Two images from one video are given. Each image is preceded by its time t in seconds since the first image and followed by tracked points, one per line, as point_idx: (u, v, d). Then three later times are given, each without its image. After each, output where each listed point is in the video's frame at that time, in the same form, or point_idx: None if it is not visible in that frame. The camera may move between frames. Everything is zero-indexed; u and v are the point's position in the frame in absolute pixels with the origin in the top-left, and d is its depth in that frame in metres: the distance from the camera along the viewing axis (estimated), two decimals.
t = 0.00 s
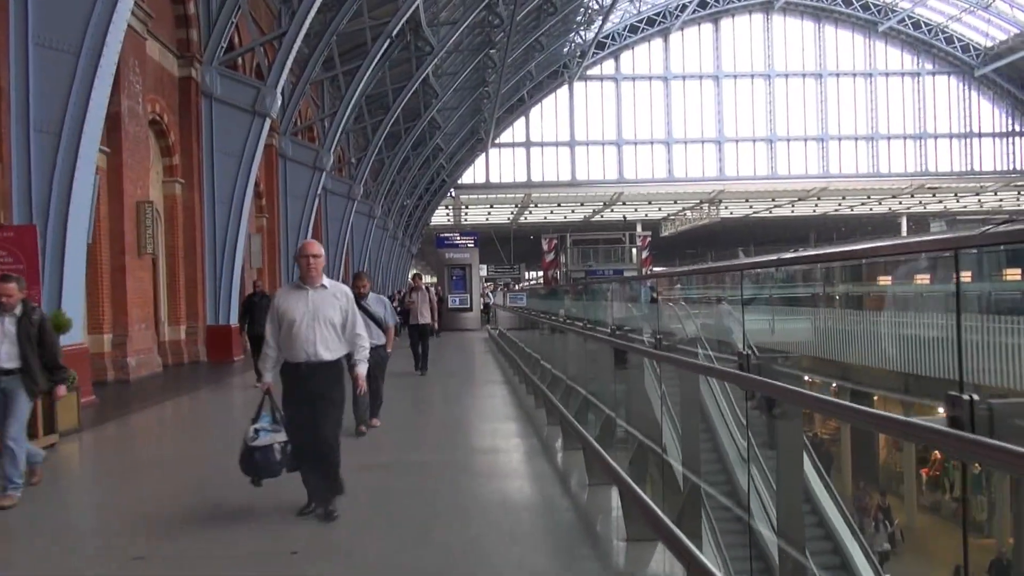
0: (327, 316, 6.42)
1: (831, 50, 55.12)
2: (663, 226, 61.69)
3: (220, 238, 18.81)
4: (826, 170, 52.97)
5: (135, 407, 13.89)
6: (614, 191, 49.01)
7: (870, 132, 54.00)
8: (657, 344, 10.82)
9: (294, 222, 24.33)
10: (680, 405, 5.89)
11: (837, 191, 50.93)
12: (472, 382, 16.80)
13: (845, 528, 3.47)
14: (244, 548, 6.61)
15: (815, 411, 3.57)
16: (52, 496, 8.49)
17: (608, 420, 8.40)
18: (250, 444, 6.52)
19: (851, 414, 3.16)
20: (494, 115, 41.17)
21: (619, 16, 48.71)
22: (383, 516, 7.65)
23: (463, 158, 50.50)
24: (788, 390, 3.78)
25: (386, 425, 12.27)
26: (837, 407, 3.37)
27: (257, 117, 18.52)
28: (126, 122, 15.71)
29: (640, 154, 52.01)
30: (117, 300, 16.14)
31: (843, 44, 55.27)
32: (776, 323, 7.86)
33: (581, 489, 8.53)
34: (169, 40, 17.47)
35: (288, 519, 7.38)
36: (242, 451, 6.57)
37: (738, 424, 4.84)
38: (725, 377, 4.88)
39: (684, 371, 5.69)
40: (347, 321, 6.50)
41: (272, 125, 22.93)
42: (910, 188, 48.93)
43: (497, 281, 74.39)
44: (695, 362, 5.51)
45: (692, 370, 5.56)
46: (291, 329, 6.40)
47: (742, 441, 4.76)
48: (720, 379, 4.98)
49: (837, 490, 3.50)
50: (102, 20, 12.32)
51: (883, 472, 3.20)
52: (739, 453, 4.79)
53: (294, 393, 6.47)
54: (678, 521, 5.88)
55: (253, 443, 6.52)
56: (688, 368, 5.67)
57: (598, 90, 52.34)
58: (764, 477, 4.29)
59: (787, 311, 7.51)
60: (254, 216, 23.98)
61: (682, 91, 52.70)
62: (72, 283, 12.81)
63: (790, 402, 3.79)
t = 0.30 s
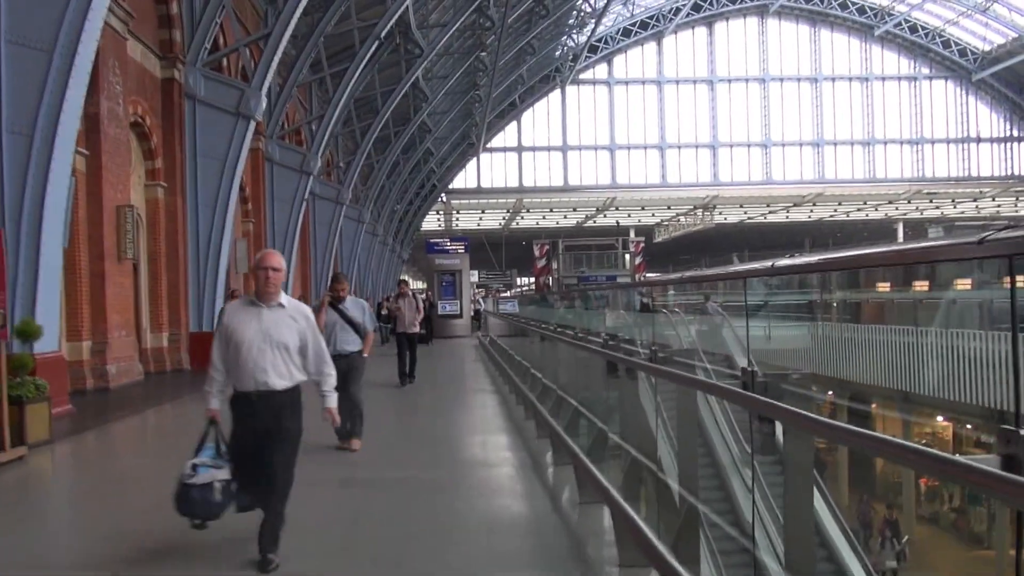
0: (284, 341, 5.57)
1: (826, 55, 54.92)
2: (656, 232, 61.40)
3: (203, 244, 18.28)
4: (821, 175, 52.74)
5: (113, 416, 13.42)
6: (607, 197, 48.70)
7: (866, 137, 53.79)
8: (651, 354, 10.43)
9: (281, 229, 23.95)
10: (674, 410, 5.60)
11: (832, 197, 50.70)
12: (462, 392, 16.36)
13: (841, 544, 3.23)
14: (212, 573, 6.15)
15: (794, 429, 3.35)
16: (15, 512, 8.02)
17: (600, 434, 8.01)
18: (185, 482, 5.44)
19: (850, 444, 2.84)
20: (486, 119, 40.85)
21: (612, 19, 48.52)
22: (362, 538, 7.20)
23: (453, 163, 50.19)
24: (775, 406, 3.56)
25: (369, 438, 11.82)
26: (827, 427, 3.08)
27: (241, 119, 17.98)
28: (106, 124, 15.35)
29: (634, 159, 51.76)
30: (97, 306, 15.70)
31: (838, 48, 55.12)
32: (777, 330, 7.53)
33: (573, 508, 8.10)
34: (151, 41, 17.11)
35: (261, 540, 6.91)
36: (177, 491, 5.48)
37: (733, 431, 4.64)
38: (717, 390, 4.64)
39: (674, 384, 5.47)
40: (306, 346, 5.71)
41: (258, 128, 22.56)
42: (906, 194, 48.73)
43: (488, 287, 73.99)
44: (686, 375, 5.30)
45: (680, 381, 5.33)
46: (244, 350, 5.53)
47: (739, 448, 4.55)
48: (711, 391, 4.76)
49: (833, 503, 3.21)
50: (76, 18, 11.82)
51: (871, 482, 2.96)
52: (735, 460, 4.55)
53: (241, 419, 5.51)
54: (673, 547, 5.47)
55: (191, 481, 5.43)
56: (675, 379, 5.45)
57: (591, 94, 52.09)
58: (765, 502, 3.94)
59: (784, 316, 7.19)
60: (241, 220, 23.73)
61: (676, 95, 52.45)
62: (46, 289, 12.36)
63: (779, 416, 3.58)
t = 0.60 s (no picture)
0: (219, 348, 4.74)
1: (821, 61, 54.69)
2: (650, 239, 61.07)
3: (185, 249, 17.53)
4: (817, 182, 52.47)
5: (88, 426, 12.94)
6: (600, 203, 48.35)
7: (862, 144, 53.53)
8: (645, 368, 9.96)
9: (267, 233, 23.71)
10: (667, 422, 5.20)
11: (829, 204, 50.46)
12: (450, 403, 15.88)
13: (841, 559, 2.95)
14: None
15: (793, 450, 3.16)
16: None
17: (591, 449, 7.60)
18: (97, 520, 4.55)
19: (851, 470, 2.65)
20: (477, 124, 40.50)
21: (604, 23, 48.35)
22: (337, 561, 6.72)
23: (444, 168, 49.84)
24: (769, 426, 3.36)
25: (352, 453, 11.33)
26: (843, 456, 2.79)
27: (224, 121, 17.42)
28: (83, 125, 14.93)
29: (626, 165, 51.52)
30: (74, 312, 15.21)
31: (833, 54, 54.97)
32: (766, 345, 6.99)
33: (563, 530, 7.64)
34: (131, 42, 16.75)
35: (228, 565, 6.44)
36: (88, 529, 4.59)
37: (724, 439, 4.33)
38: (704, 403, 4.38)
39: (657, 395, 5.27)
40: (248, 352, 4.79)
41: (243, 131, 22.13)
42: (902, 201, 48.46)
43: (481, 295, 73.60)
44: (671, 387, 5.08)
45: (667, 396, 5.09)
46: (166, 359, 4.72)
47: (728, 454, 4.30)
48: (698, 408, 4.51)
49: (834, 518, 2.97)
50: (48, 14, 11.32)
51: (869, 491, 2.71)
52: (726, 466, 4.27)
53: (166, 442, 4.68)
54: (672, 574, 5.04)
55: (103, 518, 4.54)
56: (659, 390, 5.25)
57: (583, 99, 51.85)
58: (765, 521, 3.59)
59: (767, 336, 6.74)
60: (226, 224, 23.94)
61: (669, 100, 52.20)
62: (17, 295, 11.90)
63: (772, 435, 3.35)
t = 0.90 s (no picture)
0: (130, 364, 4.08)
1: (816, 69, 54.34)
2: (642, 248, 60.65)
3: (165, 255, 17.09)
4: (811, 190, 52.14)
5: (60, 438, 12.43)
6: (592, 211, 47.94)
7: (859, 153, 53.13)
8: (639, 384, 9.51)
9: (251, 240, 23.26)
10: (664, 446, 4.80)
11: (824, 212, 50.15)
12: (436, 416, 15.41)
13: None
14: None
15: (803, 484, 2.92)
16: None
17: (582, 469, 7.17)
18: None
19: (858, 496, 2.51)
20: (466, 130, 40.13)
21: (596, 28, 48.14)
22: None
23: (433, 175, 49.36)
24: (772, 452, 3.16)
25: (333, 470, 10.86)
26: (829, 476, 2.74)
27: (206, 125, 17.11)
28: (60, 127, 14.53)
29: (617, 173, 51.25)
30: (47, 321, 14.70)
31: (829, 62, 54.70)
32: (764, 360, 6.46)
33: (551, 556, 7.19)
34: (110, 41, 16.26)
35: None
36: None
37: (722, 456, 4.03)
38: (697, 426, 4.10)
39: (650, 415, 4.94)
40: (167, 370, 4.18)
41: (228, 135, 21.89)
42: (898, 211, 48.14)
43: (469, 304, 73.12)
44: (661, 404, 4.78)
45: (658, 414, 4.78)
46: (70, 384, 4.04)
47: (725, 470, 4.00)
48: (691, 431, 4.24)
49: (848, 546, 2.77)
50: (20, 7, 10.86)
51: (866, 516, 2.61)
52: (724, 482, 3.99)
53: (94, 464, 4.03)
54: None
55: None
56: (654, 410, 4.90)
57: (574, 105, 51.47)
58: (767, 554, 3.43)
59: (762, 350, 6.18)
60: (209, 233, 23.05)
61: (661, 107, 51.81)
62: None
63: (776, 464, 3.13)
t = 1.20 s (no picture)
0: (22, 404, 3.32)
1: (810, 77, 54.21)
2: (633, 258, 60.34)
3: (145, 262, 16.83)
4: (805, 200, 51.89)
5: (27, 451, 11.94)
6: (584, 219, 47.56)
7: (853, 162, 53.01)
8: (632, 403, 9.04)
9: (234, 245, 22.96)
10: (665, 493, 4.31)
11: (817, 222, 49.94)
12: (421, 431, 14.90)
13: None
14: None
15: (803, 511, 2.72)
16: None
17: (573, 490, 6.74)
18: None
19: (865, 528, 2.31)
20: (455, 137, 39.80)
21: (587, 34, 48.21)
22: None
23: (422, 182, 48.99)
24: (769, 475, 2.93)
25: (310, 490, 10.37)
26: (824, 496, 2.57)
27: (188, 129, 16.73)
28: (34, 129, 14.05)
29: (609, 181, 51.07)
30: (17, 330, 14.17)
31: (823, 71, 54.73)
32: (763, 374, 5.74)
33: None
34: (88, 42, 15.77)
35: None
36: None
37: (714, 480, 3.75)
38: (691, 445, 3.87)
39: (646, 431, 4.62)
40: (69, 409, 3.42)
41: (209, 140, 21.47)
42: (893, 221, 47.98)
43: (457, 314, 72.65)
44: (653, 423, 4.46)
45: (648, 428, 4.51)
46: None
47: (717, 489, 3.73)
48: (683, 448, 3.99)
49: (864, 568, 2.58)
50: None
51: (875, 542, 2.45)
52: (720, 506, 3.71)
53: None
54: None
55: None
56: (647, 427, 4.58)
57: (565, 112, 51.30)
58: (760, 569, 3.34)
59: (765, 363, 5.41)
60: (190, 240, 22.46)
61: (654, 115, 51.59)
62: None
63: (763, 483, 2.95)
